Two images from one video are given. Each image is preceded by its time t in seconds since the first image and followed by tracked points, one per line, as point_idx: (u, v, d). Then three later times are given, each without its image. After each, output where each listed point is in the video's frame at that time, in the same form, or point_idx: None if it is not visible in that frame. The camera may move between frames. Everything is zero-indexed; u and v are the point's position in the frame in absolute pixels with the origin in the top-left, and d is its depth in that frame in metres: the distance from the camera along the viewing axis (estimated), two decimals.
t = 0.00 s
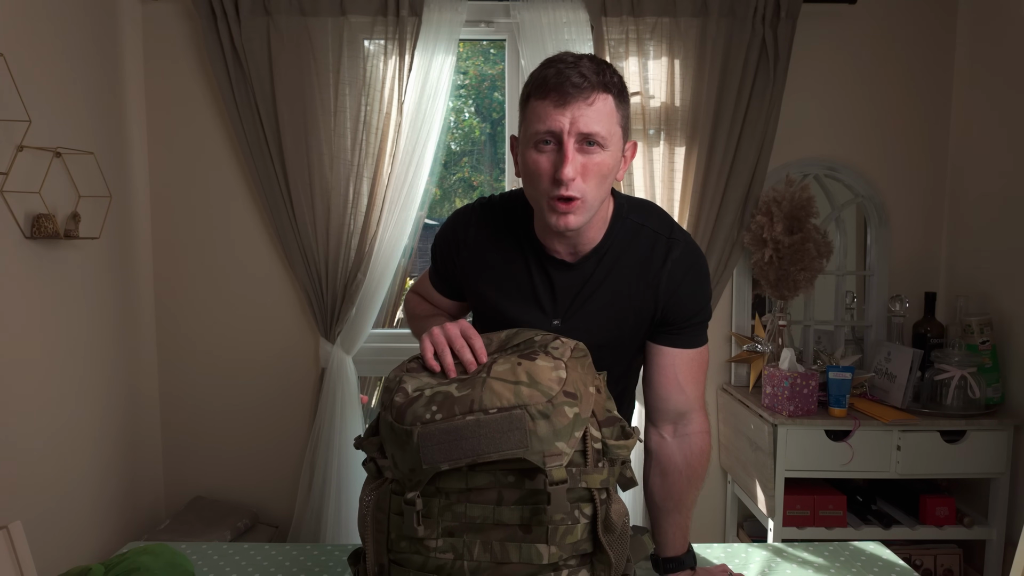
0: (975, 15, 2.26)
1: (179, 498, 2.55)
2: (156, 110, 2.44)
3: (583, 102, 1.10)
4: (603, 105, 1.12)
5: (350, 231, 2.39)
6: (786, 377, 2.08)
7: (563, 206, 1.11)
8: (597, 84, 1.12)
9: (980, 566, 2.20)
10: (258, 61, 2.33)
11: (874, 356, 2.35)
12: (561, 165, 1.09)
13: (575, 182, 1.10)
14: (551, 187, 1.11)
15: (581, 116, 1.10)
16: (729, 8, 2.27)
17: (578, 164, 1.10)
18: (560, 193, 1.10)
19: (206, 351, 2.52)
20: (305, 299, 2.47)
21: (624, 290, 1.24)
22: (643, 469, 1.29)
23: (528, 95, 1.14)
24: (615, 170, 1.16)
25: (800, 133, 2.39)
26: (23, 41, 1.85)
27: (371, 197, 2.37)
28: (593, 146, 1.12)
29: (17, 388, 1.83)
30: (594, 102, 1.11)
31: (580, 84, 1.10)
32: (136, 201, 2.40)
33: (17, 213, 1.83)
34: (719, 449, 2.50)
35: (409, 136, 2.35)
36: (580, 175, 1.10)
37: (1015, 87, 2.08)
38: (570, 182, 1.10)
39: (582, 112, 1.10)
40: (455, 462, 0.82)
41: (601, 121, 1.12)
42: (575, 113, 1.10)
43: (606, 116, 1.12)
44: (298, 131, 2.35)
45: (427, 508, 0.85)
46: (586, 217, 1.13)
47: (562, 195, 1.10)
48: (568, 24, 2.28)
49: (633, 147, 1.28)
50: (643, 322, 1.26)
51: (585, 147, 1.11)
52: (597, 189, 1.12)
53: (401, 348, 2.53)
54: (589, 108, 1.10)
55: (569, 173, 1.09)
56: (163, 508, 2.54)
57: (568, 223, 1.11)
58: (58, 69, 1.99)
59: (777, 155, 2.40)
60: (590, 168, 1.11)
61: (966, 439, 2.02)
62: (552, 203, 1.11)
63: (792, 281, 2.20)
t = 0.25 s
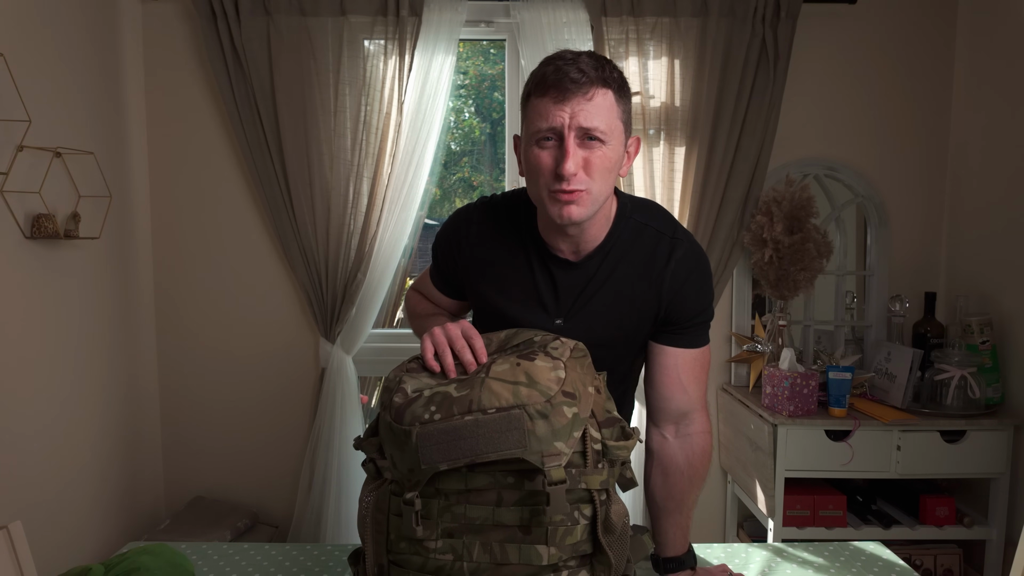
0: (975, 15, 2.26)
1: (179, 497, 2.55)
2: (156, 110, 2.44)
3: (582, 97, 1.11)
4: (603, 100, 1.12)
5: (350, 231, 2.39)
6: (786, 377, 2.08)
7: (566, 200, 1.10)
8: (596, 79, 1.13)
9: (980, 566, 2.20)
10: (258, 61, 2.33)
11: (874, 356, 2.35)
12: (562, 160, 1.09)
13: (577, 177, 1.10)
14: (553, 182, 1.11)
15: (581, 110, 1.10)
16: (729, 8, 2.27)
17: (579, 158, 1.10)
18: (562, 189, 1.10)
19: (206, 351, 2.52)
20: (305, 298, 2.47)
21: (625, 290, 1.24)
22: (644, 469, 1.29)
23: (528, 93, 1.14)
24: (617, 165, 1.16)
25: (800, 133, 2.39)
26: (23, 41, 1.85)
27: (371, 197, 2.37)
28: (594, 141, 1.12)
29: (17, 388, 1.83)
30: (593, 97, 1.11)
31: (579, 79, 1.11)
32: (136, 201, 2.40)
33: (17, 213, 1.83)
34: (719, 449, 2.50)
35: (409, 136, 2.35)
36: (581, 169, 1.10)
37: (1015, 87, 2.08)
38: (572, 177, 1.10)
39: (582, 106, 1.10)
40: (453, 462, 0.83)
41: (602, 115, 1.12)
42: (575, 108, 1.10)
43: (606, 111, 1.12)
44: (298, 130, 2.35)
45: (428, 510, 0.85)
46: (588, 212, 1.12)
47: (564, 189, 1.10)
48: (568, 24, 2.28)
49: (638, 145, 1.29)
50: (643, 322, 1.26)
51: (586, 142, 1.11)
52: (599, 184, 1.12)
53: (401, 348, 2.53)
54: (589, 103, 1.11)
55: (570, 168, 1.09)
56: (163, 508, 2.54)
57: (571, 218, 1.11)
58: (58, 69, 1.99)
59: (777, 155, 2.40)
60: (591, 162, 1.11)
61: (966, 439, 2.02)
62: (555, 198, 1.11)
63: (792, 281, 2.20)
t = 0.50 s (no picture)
0: (974, 16, 2.26)
1: (179, 497, 2.55)
2: (156, 110, 2.44)
3: (575, 99, 1.10)
4: (595, 100, 1.12)
5: (350, 231, 2.39)
6: (786, 377, 2.08)
7: (563, 204, 1.11)
8: (588, 79, 1.11)
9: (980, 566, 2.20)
10: (258, 61, 2.33)
11: (874, 356, 2.35)
12: (557, 163, 1.10)
13: (572, 179, 1.10)
14: (549, 187, 1.11)
15: (574, 113, 1.10)
16: (729, 8, 2.27)
17: (574, 161, 1.10)
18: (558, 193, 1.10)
19: (206, 351, 2.52)
20: (305, 298, 2.47)
21: (625, 290, 1.24)
22: (644, 469, 1.29)
23: (521, 97, 1.14)
24: (613, 165, 1.16)
25: (800, 133, 2.39)
26: (23, 41, 1.85)
27: (371, 197, 2.36)
28: (588, 142, 1.12)
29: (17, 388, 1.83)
30: (585, 98, 1.11)
31: (570, 80, 1.10)
32: (136, 201, 2.40)
33: (17, 213, 1.83)
34: (719, 449, 2.50)
35: (409, 136, 2.35)
36: (577, 172, 1.10)
37: (1015, 87, 2.08)
38: (568, 180, 1.10)
39: (574, 108, 1.10)
40: (451, 462, 0.83)
41: (595, 117, 1.11)
42: (567, 110, 1.10)
43: (599, 111, 1.12)
44: (298, 130, 2.35)
45: (427, 511, 0.84)
46: (586, 214, 1.12)
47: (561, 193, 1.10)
48: (568, 24, 2.28)
49: (632, 143, 1.28)
50: (643, 322, 1.26)
51: (580, 144, 1.11)
52: (595, 185, 1.12)
53: (401, 348, 2.53)
54: (581, 104, 1.10)
55: (565, 171, 1.09)
56: (163, 508, 2.54)
57: (568, 221, 1.11)
58: (58, 69, 1.99)
59: (777, 155, 2.40)
60: (586, 164, 1.11)
61: (966, 440, 2.02)
62: (552, 202, 1.12)
63: (792, 281, 2.20)
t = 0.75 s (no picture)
0: (975, 16, 2.26)
1: (179, 497, 2.55)
2: (156, 110, 2.44)
3: (570, 101, 1.10)
4: (591, 102, 1.12)
5: (350, 231, 2.39)
6: (786, 377, 2.08)
7: (561, 205, 1.11)
8: (583, 81, 1.11)
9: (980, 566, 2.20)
10: (258, 61, 2.33)
11: (875, 356, 2.35)
12: (554, 164, 1.09)
13: (570, 182, 1.10)
14: (546, 188, 1.11)
15: (570, 114, 1.10)
16: (729, 8, 2.27)
17: (570, 162, 1.10)
18: (555, 194, 1.10)
19: (206, 351, 2.52)
20: (305, 299, 2.47)
21: (624, 289, 1.24)
22: (644, 469, 1.30)
23: (517, 100, 1.14)
24: (609, 167, 1.16)
25: (800, 133, 2.39)
26: (24, 41, 1.85)
27: (371, 197, 2.36)
28: (585, 143, 1.12)
29: (17, 388, 1.83)
30: (580, 100, 1.10)
31: (565, 83, 1.10)
32: (136, 201, 2.40)
33: (18, 213, 1.83)
34: (719, 448, 2.50)
35: (409, 136, 2.35)
36: (574, 173, 1.10)
37: (1015, 87, 2.08)
38: (565, 182, 1.10)
39: (570, 110, 1.10)
40: (449, 457, 0.83)
41: (591, 118, 1.11)
42: (563, 112, 1.10)
43: (595, 113, 1.12)
44: (298, 130, 2.35)
45: (426, 508, 0.85)
46: (584, 215, 1.12)
47: (558, 194, 1.10)
48: (568, 24, 2.28)
49: (628, 145, 1.28)
50: (643, 322, 1.26)
51: (576, 146, 1.11)
52: (592, 187, 1.12)
53: (402, 348, 2.53)
54: (577, 106, 1.10)
55: (562, 173, 1.09)
56: (163, 508, 2.54)
57: (566, 223, 1.11)
58: (58, 70, 1.99)
59: (777, 155, 2.40)
60: (583, 166, 1.11)
61: (967, 439, 2.02)
62: (549, 204, 1.11)
63: (792, 281, 2.20)
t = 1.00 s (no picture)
0: (975, 16, 2.26)
1: (179, 497, 2.55)
2: (156, 110, 2.44)
3: (572, 104, 1.10)
4: (593, 105, 1.11)
5: (350, 231, 2.39)
6: (786, 377, 2.08)
7: (562, 208, 1.11)
8: (585, 84, 1.11)
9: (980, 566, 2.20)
10: (258, 61, 2.33)
11: (874, 356, 2.35)
12: (556, 168, 1.10)
13: (571, 185, 1.10)
14: (547, 191, 1.11)
15: (572, 117, 1.10)
16: (730, 8, 2.27)
17: (572, 166, 1.10)
18: (557, 197, 1.10)
19: (206, 351, 2.52)
20: (305, 299, 2.47)
21: (623, 290, 1.24)
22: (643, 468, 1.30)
23: (519, 101, 1.14)
24: (611, 169, 1.16)
25: (800, 133, 2.39)
26: (23, 41, 1.85)
27: (371, 197, 2.36)
28: (586, 146, 1.12)
29: (17, 388, 1.82)
30: (583, 103, 1.10)
31: (567, 86, 1.10)
32: (136, 201, 2.40)
33: (17, 213, 1.83)
34: (719, 448, 2.50)
35: (409, 136, 2.35)
36: (575, 176, 1.10)
37: (1015, 87, 2.08)
38: (566, 185, 1.10)
39: (572, 113, 1.10)
40: (446, 459, 0.83)
41: (593, 121, 1.11)
42: (565, 115, 1.10)
43: (597, 116, 1.12)
44: (298, 130, 2.35)
45: (424, 508, 0.85)
46: (584, 218, 1.13)
47: (559, 197, 1.10)
48: (568, 24, 2.28)
49: (630, 145, 1.28)
50: (643, 322, 1.26)
51: (577, 150, 1.11)
52: (593, 190, 1.12)
53: (402, 348, 2.53)
54: (579, 109, 1.10)
55: (563, 177, 1.09)
56: (163, 508, 2.54)
57: (567, 226, 1.12)
58: (58, 70, 1.99)
59: (777, 155, 2.40)
60: (584, 169, 1.11)
61: (967, 440, 2.02)
62: (550, 207, 1.12)
63: (792, 281, 2.20)
